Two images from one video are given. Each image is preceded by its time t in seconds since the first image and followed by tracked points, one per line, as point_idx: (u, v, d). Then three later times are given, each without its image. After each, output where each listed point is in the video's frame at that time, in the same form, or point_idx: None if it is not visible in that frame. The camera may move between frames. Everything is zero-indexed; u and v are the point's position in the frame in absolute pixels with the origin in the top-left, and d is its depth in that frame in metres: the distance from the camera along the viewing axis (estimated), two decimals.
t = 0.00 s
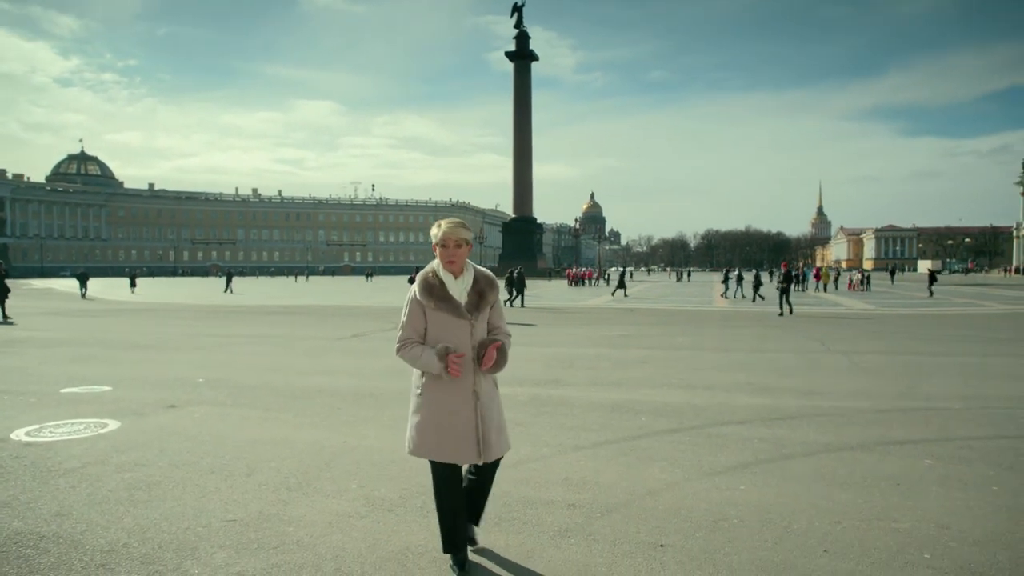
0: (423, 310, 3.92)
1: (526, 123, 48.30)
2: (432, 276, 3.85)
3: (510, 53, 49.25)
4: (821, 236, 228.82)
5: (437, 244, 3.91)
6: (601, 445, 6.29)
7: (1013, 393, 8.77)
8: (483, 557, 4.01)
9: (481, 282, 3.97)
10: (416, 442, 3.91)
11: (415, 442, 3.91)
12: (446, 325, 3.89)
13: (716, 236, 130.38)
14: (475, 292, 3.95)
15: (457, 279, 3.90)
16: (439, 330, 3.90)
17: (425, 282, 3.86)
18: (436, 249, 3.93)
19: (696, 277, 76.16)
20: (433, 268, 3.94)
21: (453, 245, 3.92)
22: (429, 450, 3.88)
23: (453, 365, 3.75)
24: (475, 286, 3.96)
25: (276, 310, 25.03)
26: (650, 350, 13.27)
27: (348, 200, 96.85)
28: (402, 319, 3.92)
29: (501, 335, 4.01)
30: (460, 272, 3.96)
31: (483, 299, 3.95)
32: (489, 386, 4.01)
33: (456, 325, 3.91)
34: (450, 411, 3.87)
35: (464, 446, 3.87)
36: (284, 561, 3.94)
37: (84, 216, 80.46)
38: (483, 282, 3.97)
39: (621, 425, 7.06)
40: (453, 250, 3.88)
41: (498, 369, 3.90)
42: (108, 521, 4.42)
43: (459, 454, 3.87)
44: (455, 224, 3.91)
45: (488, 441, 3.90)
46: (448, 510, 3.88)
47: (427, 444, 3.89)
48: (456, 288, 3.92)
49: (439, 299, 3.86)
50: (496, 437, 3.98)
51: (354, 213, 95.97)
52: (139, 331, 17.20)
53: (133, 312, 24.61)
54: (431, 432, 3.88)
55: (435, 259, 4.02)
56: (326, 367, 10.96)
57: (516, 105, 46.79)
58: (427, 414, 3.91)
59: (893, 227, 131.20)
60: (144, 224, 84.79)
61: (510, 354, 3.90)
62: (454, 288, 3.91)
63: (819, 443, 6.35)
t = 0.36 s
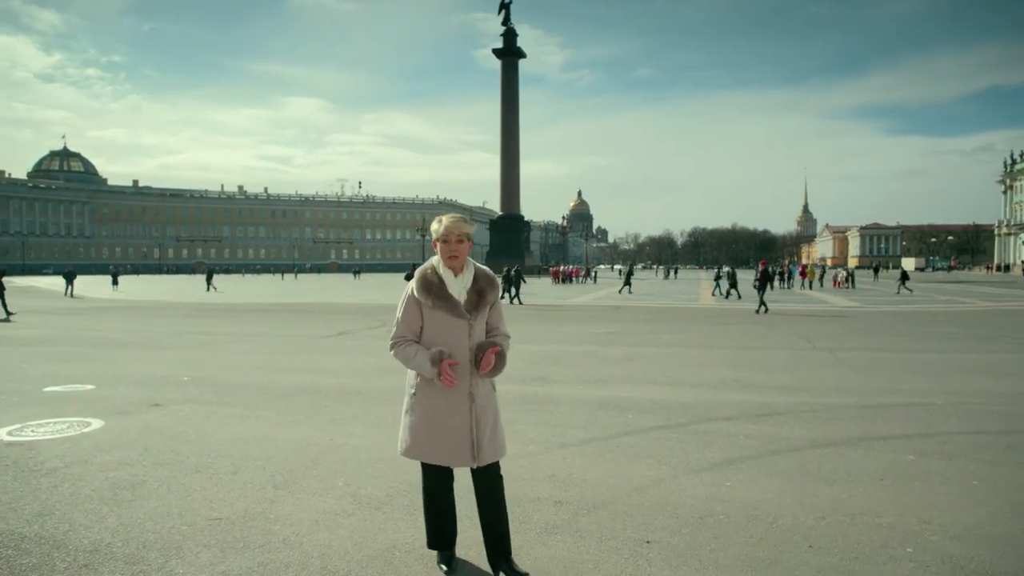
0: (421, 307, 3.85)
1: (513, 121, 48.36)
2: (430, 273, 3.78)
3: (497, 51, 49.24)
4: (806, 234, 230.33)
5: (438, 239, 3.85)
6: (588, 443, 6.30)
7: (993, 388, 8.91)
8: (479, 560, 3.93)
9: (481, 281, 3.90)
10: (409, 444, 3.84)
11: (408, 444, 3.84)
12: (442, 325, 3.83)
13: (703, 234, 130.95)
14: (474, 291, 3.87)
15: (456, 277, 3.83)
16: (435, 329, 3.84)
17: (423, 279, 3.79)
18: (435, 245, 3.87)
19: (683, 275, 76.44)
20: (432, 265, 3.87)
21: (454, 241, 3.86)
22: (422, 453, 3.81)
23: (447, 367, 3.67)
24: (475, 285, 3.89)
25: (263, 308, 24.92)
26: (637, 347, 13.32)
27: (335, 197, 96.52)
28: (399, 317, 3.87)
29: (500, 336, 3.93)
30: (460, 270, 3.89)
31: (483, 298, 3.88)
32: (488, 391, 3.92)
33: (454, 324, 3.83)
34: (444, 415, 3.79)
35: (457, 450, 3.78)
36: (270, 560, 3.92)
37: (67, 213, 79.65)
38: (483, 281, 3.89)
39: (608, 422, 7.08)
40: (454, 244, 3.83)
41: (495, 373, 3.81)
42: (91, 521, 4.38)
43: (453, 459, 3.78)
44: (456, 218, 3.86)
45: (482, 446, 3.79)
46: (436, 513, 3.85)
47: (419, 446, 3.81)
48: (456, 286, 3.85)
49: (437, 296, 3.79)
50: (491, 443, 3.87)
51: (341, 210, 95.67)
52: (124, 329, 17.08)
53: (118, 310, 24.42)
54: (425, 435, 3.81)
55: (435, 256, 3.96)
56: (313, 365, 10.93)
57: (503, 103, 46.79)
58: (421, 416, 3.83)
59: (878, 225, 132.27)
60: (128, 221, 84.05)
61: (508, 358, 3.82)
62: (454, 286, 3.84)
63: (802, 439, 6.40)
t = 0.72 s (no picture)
0: (428, 304, 3.80)
1: (499, 119, 48.31)
2: (438, 270, 3.72)
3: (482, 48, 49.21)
4: (791, 232, 231.98)
5: (448, 235, 3.79)
6: (574, 440, 6.30)
7: (974, 384, 9.01)
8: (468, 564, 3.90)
9: (491, 279, 3.82)
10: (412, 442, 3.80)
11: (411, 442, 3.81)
12: (450, 324, 3.77)
13: (688, 232, 131.44)
14: (484, 289, 3.79)
15: (465, 274, 3.76)
16: (442, 327, 3.78)
17: (432, 275, 3.73)
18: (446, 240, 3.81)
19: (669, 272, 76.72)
20: (442, 261, 3.82)
21: (466, 236, 3.79)
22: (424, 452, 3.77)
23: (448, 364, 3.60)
24: (485, 283, 3.81)
25: (247, 306, 24.73)
26: (623, 345, 13.34)
27: (320, 194, 96.04)
28: (407, 313, 3.83)
29: (510, 338, 3.84)
30: (471, 266, 3.82)
31: (492, 296, 3.79)
32: (494, 394, 3.84)
33: (460, 323, 3.77)
34: (446, 414, 3.73)
35: (459, 452, 3.72)
36: (254, 559, 3.90)
37: (48, 211, 78.80)
38: (494, 279, 3.81)
39: (594, 420, 7.09)
40: (465, 239, 3.76)
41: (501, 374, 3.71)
42: (72, 521, 4.33)
43: (453, 462, 3.72)
44: (468, 214, 3.79)
45: (484, 451, 3.72)
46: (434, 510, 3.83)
47: (421, 444, 3.77)
48: (465, 283, 3.77)
49: (444, 293, 3.73)
50: (494, 445, 3.80)
51: (326, 208, 95.25)
52: (106, 327, 16.88)
53: (100, 308, 24.14)
54: (427, 435, 3.76)
55: (447, 251, 3.90)
56: (297, 363, 10.85)
57: (488, 101, 46.78)
58: (424, 414, 3.78)
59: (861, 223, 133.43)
60: (110, 219, 83.24)
61: (515, 362, 3.71)
62: (462, 283, 3.77)
63: (785, 436, 6.43)
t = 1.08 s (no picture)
0: (434, 299, 3.64)
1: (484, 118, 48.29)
2: (445, 263, 3.56)
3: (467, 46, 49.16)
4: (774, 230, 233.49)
5: (455, 227, 3.65)
6: (558, 438, 6.30)
7: (952, 381, 9.13)
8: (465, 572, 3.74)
9: (499, 276, 3.68)
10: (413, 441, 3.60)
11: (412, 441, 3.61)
12: (456, 319, 3.60)
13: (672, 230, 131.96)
14: (492, 285, 3.64)
15: (473, 269, 3.60)
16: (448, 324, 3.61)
17: (438, 270, 3.58)
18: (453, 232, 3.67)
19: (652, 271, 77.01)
20: (449, 255, 3.67)
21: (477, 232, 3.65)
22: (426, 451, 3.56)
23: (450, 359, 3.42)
24: (492, 279, 3.67)
25: (230, 305, 24.55)
26: (607, 343, 13.37)
27: (304, 193, 95.48)
28: (410, 308, 3.66)
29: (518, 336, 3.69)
30: (477, 262, 3.68)
31: (499, 293, 3.65)
32: (499, 393, 3.67)
33: (467, 318, 3.60)
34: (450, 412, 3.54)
35: (463, 452, 3.52)
36: (237, 559, 3.87)
37: (26, 208, 77.75)
38: (502, 275, 3.68)
39: (578, 418, 7.09)
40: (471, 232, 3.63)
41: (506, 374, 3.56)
42: (49, 523, 4.29)
43: (457, 461, 3.52)
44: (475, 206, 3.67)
45: (490, 450, 3.55)
46: (433, 511, 3.56)
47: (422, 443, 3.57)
48: (472, 277, 3.61)
49: (450, 288, 3.57)
50: (500, 445, 3.64)
51: (310, 206, 94.72)
52: (86, 326, 16.69)
53: (80, 307, 23.89)
54: (431, 434, 3.56)
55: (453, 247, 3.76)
56: (280, 362, 10.78)
57: (474, 100, 46.76)
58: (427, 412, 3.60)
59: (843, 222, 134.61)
60: (90, 216, 82.19)
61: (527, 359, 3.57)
62: (469, 277, 3.62)
63: (767, 434, 6.46)
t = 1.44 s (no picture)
0: (431, 304, 3.34)
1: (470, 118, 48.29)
2: (443, 266, 3.29)
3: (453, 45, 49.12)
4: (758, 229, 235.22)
5: (451, 228, 3.38)
6: (542, 437, 6.31)
7: (933, 379, 9.24)
8: None
9: (498, 279, 3.42)
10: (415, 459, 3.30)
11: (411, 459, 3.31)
12: (456, 326, 3.33)
13: (657, 230, 132.58)
14: (492, 289, 3.38)
15: (472, 272, 3.34)
16: (447, 330, 3.33)
17: (436, 273, 3.29)
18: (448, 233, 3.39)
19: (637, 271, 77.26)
20: (445, 257, 3.39)
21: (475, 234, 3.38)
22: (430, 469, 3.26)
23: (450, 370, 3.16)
24: (492, 283, 3.41)
25: (213, 304, 24.37)
26: (592, 342, 13.39)
27: (288, 192, 94.96)
28: (405, 315, 3.36)
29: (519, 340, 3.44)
30: (475, 264, 3.42)
31: (501, 297, 3.39)
32: (501, 402, 3.41)
33: (467, 325, 3.33)
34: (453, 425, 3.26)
35: (469, 468, 3.24)
36: (221, 561, 3.84)
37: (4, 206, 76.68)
38: (501, 279, 3.42)
39: (563, 417, 7.11)
40: (467, 233, 3.36)
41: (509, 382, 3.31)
42: (27, 526, 4.23)
43: (463, 476, 3.24)
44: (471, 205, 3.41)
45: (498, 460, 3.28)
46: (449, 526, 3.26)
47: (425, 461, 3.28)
48: (471, 280, 3.35)
49: (451, 292, 3.29)
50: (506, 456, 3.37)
51: (294, 205, 94.24)
52: (67, 326, 16.50)
53: (60, 307, 23.62)
54: (432, 445, 3.27)
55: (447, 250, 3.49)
56: (263, 362, 10.71)
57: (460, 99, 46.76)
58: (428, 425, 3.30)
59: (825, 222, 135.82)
60: (70, 215, 81.28)
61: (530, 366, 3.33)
62: (468, 281, 3.35)
63: (750, 432, 6.50)
